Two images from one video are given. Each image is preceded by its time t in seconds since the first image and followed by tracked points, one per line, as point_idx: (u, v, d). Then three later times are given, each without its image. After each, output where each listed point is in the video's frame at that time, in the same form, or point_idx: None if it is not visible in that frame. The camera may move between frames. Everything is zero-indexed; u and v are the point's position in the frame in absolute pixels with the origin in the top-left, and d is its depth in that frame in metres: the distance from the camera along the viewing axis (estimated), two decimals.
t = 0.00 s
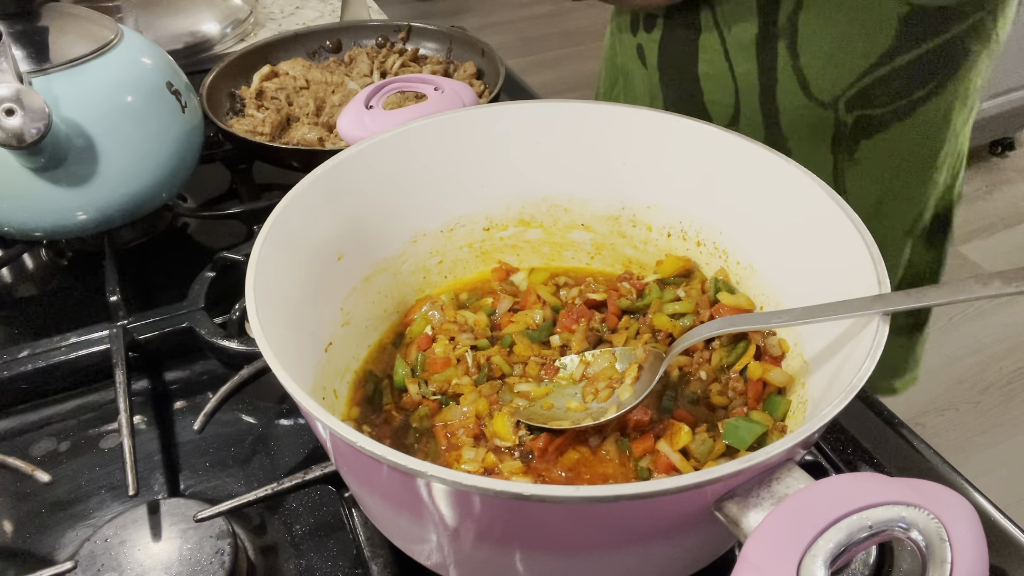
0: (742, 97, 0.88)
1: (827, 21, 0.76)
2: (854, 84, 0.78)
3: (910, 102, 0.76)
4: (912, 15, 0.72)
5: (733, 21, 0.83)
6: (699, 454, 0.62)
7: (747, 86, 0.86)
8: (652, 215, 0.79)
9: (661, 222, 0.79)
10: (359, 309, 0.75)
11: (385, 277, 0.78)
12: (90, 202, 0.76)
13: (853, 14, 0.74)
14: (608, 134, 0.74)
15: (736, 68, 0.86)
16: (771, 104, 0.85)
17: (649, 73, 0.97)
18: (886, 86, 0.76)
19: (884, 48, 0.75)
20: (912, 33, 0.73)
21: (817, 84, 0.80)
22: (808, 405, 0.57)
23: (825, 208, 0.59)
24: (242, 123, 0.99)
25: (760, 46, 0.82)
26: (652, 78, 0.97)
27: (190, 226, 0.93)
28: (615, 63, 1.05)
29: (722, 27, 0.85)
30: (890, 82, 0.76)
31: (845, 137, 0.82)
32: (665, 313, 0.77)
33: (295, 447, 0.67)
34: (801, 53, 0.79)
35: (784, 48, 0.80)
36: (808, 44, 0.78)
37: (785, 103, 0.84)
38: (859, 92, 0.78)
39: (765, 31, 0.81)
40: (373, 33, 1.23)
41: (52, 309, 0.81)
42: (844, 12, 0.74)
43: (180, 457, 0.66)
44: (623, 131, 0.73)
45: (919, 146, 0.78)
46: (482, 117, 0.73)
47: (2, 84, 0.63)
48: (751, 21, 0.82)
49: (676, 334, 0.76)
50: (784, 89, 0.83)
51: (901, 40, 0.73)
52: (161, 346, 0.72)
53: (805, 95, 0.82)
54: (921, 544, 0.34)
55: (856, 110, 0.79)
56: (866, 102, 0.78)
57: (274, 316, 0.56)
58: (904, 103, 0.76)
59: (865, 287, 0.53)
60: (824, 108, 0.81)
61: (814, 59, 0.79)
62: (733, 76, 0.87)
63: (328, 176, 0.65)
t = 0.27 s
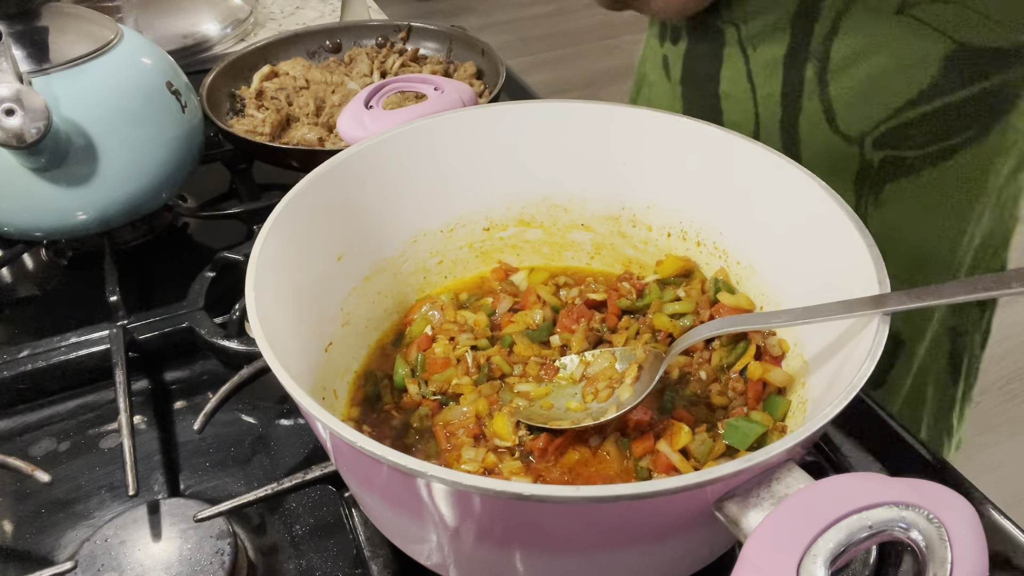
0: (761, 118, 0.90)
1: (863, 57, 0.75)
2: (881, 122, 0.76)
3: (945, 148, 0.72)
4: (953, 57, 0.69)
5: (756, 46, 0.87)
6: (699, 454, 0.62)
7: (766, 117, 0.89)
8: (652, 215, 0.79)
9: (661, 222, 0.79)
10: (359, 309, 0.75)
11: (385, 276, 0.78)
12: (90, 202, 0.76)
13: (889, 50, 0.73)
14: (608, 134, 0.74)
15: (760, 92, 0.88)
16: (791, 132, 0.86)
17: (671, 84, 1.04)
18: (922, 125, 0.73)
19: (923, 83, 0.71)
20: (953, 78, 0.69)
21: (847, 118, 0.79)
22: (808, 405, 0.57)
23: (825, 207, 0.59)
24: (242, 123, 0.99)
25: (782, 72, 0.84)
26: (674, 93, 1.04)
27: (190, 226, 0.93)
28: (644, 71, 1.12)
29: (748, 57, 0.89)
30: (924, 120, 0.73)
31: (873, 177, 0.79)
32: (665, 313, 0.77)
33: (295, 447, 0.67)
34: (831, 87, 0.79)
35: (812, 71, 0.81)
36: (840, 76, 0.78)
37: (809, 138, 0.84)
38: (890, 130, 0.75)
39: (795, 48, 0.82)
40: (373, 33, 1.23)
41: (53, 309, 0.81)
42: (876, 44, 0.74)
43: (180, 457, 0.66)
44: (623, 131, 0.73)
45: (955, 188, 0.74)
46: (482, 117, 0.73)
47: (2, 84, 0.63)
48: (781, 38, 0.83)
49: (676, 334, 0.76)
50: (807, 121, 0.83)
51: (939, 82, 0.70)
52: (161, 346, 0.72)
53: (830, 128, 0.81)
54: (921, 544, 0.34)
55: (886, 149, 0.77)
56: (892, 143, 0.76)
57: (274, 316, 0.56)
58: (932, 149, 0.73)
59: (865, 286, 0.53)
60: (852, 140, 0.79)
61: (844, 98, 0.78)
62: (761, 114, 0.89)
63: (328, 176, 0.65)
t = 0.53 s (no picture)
0: (816, 135, 0.80)
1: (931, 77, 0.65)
2: (948, 153, 0.65)
3: None
4: None
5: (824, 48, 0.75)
6: (699, 454, 0.62)
7: (807, 126, 0.81)
8: (652, 215, 0.79)
9: (661, 223, 0.79)
10: (359, 309, 0.75)
11: (385, 276, 0.78)
12: (90, 202, 0.76)
13: (952, 75, 0.63)
14: (608, 134, 0.74)
15: (813, 101, 0.79)
16: (846, 149, 0.75)
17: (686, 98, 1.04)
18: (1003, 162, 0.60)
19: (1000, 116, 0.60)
20: None
21: (909, 142, 0.68)
22: (808, 405, 0.57)
23: (825, 208, 0.59)
24: (242, 123, 0.99)
25: (849, 74, 0.73)
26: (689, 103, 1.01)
27: (190, 226, 0.93)
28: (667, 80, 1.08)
29: (825, 52, 0.75)
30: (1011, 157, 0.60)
31: (932, 217, 0.68)
32: (665, 313, 0.77)
33: (295, 447, 0.67)
34: (893, 107, 0.68)
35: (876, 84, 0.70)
36: (903, 94, 0.67)
37: (861, 156, 0.74)
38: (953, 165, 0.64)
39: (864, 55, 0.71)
40: (373, 33, 1.23)
41: (53, 309, 0.81)
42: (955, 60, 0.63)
43: (180, 457, 0.66)
44: (623, 131, 0.73)
45: None
46: (482, 117, 0.73)
47: (2, 84, 0.63)
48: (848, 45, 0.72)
49: (676, 334, 0.76)
50: (861, 138, 0.73)
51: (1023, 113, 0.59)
52: (161, 346, 0.72)
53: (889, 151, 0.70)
54: (921, 544, 0.34)
55: (945, 186, 0.65)
56: (952, 180, 0.65)
57: (274, 315, 0.56)
58: (1019, 195, 0.60)
59: (865, 286, 0.53)
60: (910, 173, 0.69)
61: (908, 118, 0.67)
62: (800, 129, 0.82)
63: (328, 176, 0.65)
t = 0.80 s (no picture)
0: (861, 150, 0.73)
1: (971, 107, 0.61)
2: (988, 190, 0.62)
3: None
4: None
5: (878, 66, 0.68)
6: (699, 454, 0.62)
7: (880, 144, 0.70)
8: (652, 215, 0.79)
9: (661, 223, 0.79)
10: (359, 309, 0.75)
11: (385, 276, 0.78)
12: (90, 203, 0.76)
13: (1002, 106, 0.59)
14: (608, 134, 0.74)
15: (868, 120, 0.71)
16: (888, 171, 0.70)
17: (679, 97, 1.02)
18: None
19: None
20: None
21: (951, 175, 0.64)
22: (808, 405, 0.57)
23: (826, 208, 0.59)
24: (242, 123, 0.99)
25: (894, 101, 0.67)
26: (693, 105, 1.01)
27: (190, 226, 0.93)
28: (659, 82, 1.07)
29: (870, 75, 0.69)
30: None
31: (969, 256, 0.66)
32: (665, 313, 0.77)
33: (295, 447, 0.67)
34: (935, 137, 0.64)
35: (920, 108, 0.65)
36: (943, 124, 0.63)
37: (901, 185, 0.69)
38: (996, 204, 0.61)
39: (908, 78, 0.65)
40: (373, 33, 1.23)
41: (53, 309, 0.81)
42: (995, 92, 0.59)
43: (180, 457, 0.66)
44: (622, 131, 0.73)
45: None
46: (482, 117, 0.73)
47: (2, 84, 0.63)
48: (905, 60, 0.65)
49: (676, 334, 0.76)
50: (902, 167, 0.68)
51: None
52: (161, 346, 0.72)
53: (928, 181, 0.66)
54: (921, 544, 0.34)
55: (989, 226, 0.63)
56: (998, 220, 0.62)
57: (275, 314, 0.56)
58: None
59: (866, 286, 0.53)
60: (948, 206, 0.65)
61: (948, 151, 0.64)
62: (837, 152, 0.76)
63: (328, 176, 0.65)
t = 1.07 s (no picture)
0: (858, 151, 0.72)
1: (967, 119, 0.61)
2: (982, 203, 0.61)
3: None
4: None
5: (879, 72, 0.67)
6: (698, 454, 0.62)
7: (879, 151, 0.69)
8: (653, 215, 0.79)
9: (661, 223, 0.79)
10: (360, 309, 0.75)
11: (385, 276, 0.78)
12: (90, 203, 0.76)
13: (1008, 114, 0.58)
14: (608, 134, 0.74)
15: (868, 126, 0.69)
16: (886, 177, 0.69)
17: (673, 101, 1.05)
18: None
19: None
20: None
21: (943, 185, 0.64)
22: (808, 405, 0.57)
23: (826, 208, 0.59)
24: (242, 123, 0.99)
25: (896, 106, 0.66)
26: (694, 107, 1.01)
27: (190, 226, 0.93)
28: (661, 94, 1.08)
29: (871, 81, 0.68)
30: None
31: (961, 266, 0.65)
32: (665, 313, 0.77)
33: (295, 447, 0.67)
34: (932, 145, 0.64)
35: (918, 116, 0.64)
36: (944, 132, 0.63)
37: (896, 193, 0.68)
38: (986, 218, 0.61)
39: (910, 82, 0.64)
40: (373, 33, 1.23)
41: (53, 308, 0.81)
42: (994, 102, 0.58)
43: (180, 457, 0.66)
44: (622, 131, 0.73)
45: None
46: (482, 117, 0.73)
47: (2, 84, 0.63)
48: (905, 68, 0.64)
49: (676, 334, 0.76)
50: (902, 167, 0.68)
51: None
52: (161, 346, 0.72)
53: (921, 189, 0.66)
54: (922, 544, 0.34)
55: (976, 239, 0.63)
56: (985, 235, 0.62)
57: (275, 315, 0.56)
58: None
59: (866, 286, 0.53)
60: (940, 217, 0.65)
61: (943, 160, 0.63)
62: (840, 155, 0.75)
63: (328, 176, 0.65)
